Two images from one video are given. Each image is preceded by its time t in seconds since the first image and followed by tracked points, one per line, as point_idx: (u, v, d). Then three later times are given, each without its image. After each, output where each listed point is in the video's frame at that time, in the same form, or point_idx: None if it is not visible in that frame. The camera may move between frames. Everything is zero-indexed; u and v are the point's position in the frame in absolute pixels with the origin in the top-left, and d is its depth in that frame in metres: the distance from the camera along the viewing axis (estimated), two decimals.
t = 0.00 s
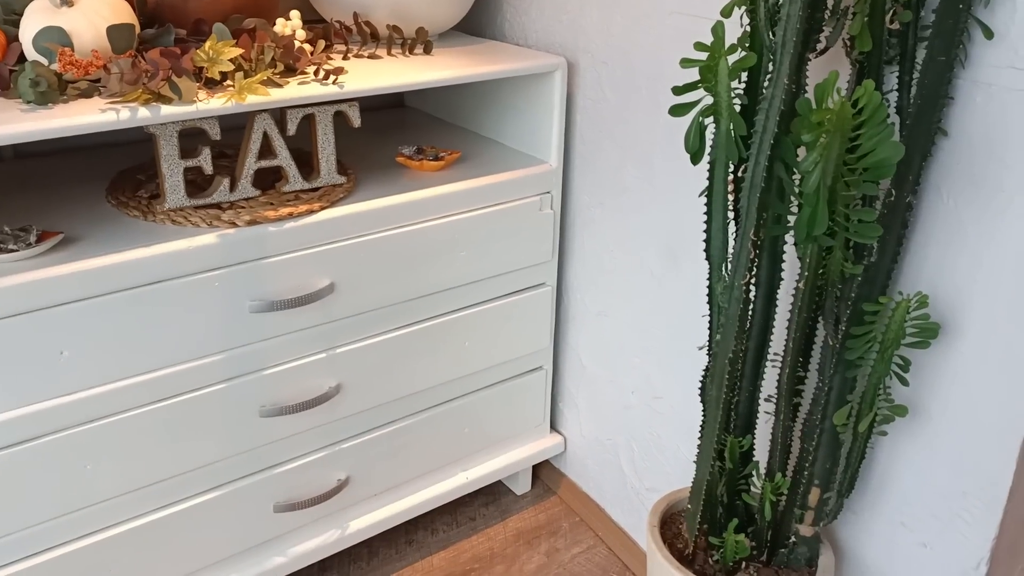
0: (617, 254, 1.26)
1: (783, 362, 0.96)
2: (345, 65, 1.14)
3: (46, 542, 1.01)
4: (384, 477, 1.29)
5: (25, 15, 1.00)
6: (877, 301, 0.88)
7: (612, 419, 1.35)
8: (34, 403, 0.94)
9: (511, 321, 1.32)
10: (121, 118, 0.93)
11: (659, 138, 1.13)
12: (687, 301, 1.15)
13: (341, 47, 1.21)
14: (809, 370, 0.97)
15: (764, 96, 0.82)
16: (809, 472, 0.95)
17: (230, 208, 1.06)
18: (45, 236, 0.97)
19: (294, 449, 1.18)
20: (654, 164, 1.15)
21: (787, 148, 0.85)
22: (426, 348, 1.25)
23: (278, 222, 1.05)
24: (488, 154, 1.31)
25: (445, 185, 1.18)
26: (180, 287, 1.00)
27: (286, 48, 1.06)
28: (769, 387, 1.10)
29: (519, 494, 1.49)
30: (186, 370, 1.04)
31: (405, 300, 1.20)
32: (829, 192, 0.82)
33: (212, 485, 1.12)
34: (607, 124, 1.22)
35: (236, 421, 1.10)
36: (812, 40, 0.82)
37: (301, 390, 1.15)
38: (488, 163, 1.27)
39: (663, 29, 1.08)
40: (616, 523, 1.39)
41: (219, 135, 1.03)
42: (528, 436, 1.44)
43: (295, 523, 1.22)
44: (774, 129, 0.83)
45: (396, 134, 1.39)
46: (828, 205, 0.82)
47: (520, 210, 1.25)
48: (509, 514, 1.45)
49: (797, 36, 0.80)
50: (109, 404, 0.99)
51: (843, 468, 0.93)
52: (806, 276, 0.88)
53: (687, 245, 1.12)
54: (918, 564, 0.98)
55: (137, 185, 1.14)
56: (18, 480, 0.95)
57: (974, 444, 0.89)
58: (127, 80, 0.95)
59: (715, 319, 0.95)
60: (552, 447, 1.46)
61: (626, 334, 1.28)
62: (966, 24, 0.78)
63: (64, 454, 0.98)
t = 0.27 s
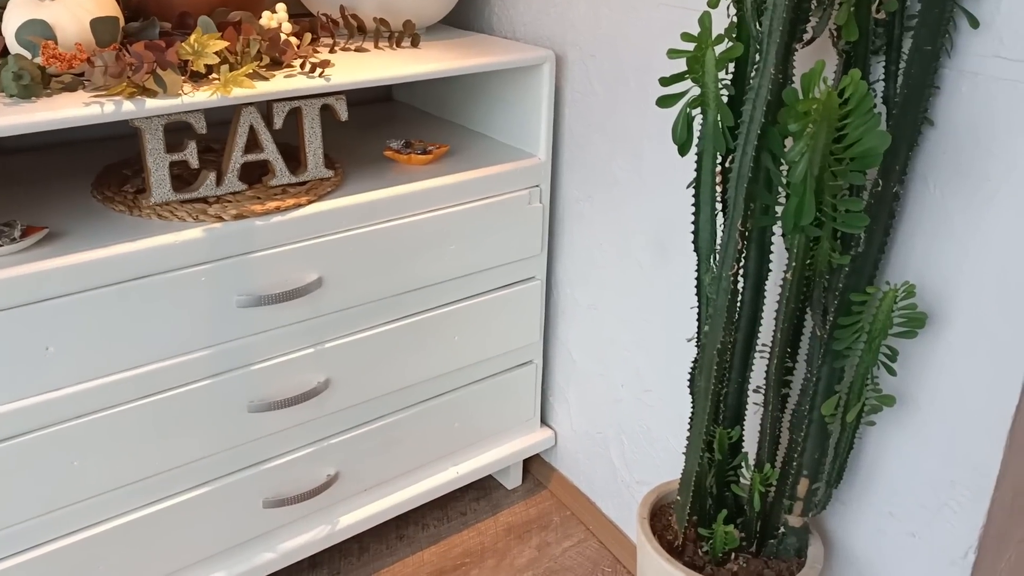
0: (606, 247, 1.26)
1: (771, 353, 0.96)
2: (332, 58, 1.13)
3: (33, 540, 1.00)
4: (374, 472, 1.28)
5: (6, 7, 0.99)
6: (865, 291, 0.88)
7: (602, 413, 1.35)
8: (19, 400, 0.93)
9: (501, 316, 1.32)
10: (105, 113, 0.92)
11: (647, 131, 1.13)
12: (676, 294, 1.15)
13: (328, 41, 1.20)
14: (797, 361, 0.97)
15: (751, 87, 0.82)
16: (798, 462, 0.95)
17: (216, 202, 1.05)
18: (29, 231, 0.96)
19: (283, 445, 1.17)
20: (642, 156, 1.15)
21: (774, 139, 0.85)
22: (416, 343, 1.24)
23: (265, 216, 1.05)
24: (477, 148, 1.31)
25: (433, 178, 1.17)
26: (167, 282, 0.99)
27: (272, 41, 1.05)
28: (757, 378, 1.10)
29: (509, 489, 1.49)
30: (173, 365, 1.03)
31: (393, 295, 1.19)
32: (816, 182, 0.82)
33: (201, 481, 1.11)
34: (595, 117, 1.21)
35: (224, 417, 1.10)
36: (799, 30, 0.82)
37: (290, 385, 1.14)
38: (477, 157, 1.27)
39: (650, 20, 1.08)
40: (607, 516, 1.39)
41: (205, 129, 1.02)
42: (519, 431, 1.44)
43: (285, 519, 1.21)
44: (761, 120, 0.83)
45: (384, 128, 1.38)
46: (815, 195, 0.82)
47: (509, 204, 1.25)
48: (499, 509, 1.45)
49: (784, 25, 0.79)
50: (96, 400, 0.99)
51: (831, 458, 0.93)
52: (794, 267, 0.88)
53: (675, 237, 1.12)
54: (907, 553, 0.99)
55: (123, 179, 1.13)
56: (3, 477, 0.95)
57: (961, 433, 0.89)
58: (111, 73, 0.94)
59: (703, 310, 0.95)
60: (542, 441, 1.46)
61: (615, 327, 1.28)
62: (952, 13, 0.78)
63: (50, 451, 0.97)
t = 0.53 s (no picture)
0: (595, 241, 1.26)
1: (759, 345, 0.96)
2: (319, 52, 1.13)
3: (20, 537, 0.99)
4: (363, 468, 1.28)
5: None
6: (852, 282, 0.88)
7: (593, 407, 1.35)
8: (3, 396, 0.93)
9: (490, 310, 1.32)
10: (89, 106, 0.91)
11: (635, 124, 1.13)
12: (665, 287, 1.15)
13: (315, 35, 1.20)
14: (785, 353, 0.97)
15: (737, 78, 0.82)
16: (786, 454, 0.95)
17: (203, 197, 1.05)
18: (14, 226, 0.95)
19: (273, 440, 1.17)
20: (631, 149, 1.15)
21: (761, 130, 0.85)
22: (405, 338, 1.24)
23: (252, 211, 1.04)
24: (465, 142, 1.30)
25: (421, 173, 1.17)
26: (153, 277, 0.99)
27: (258, 35, 1.04)
28: (746, 371, 1.10)
29: (500, 484, 1.49)
30: (160, 361, 1.03)
31: (382, 289, 1.19)
32: (803, 173, 0.82)
33: (189, 477, 1.11)
34: (583, 111, 1.21)
35: (212, 413, 1.09)
36: (785, 21, 0.82)
37: (278, 380, 1.14)
38: (465, 151, 1.26)
39: (637, 13, 1.08)
40: (597, 510, 1.39)
41: (191, 123, 1.02)
42: (509, 426, 1.44)
43: (274, 515, 1.21)
44: (748, 111, 0.83)
45: (372, 123, 1.38)
46: (802, 186, 0.82)
47: (498, 198, 1.25)
48: (490, 504, 1.45)
49: (770, 16, 0.79)
50: (82, 396, 0.98)
51: (819, 449, 0.93)
52: (781, 258, 0.88)
53: (664, 231, 1.12)
54: (896, 544, 0.99)
55: (109, 175, 1.12)
56: None
57: (949, 424, 0.90)
58: (96, 66, 0.94)
59: (692, 302, 0.95)
60: (533, 436, 1.46)
61: (604, 321, 1.28)
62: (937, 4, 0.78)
63: (36, 448, 0.96)
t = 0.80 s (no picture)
0: (582, 235, 1.26)
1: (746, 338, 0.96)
2: (303, 46, 1.12)
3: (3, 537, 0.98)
4: (351, 464, 1.28)
5: None
6: (838, 274, 0.88)
7: (581, 402, 1.35)
8: None
9: (478, 305, 1.32)
10: (70, 101, 0.90)
11: (621, 117, 1.12)
12: (652, 280, 1.15)
13: (299, 29, 1.19)
14: (772, 345, 0.97)
15: (722, 70, 0.82)
16: (773, 446, 0.95)
17: (187, 192, 1.04)
18: None
19: (259, 437, 1.16)
20: (617, 143, 1.15)
21: (746, 122, 0.85)
22: (392, 333, 1.23)
23: (237, 206, 1.03)
24: (452, 137, 1.30)
25: (408, 167, 1.17)
26: (137, 273, 0.98)
27: (241, 29, 1.04)
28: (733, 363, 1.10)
29: (489, 480, 1.49)
30: (145, 358, 1.02)
31: (369, 285, 1.18)
32: (788, 165, 0.82)
33: (176, 474, 1.10)
34: (570, 105, 1.21)
35: (198, 409, 1.09)
36: (770, 13, 0.82)
37: (265, 377, 1.13)
38: (452, 146, 1.26)
39: (622, 6, 1.07)
40: (586, 505, 1.39)
41: (175, 118, 1.00)
42: (497, 421, 1.44)
43: (262, 512, 1.20)
44: (733, 103, 0.83)
45: (358, 118, 1.37)
46: (787, 178, 0.82)
47: (485, 193, 1.25)
48: (479, 499, 1.45)
49: (755, 8, 0.79)
50: (65, 394, 0.97)
51: (806, 441, 0.93)
52: (767, 251, 0.89)
53: (651, 224, 1.12)
54: (882, 535, 0.99)
55: (92, 170, 1.11)
56: None
57: (935, 415, 0.90)
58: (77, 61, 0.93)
59: (678, 295, 0.95)
60: (521, 431, 1.46)
61: (592, 315, 1.28)
62: None
63: (18, 446, 0.95)
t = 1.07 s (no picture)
0: (568, 229, 1.25)
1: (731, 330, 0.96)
2: (287, 39, 1.11)
3: None
4: (338, 459, 1.27)
5: None
6: (822, 265, 0.88)
7: (568, 396, 1.35)
8: None
9: (465, 300, 1.31)
10: (49, 94, 0.89)
11: (607, 110, 1.12)
12: (637, 273, 1.15)
13: (283, 22, 1.18)
14: (757, 337, 0.97)
15: (706, 61, 0.82)
16: (758, 438, 0.95)
17: (170, 186, 1.03)
18: None
19: (244, 433, 1.16)
20: (602, 137, 1.14)
21: (730, 114, 0.85)
22: (378, 328, 1.23)
23: (220, 199, 1.03)
24: (437, 130, 1.29)
25: (393, 161, 1.16)
26: (119, 268, 0.97)
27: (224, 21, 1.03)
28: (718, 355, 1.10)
29: (476, 474, 1.49)
30: (128, 353, 1.01)
31: (354, 280, 1.18)
32: (772, 156, 0.82)
33: (160, 471, 1.09)
34: (555, 98, 1.21)
35: (182, 405, 1.08)
36: (753, 4, 0.81)
37: (249, 372, 1.13)
38: (437, 139, 1.25)
39: None
40: (573, 499, 1.39)
41: (156, 112, 0.99)
42: (484, 416, 1.44)
43: (247, 508, 1.20)
44: (717, 94, 0.83)
45: (343, 111, 1.36)
46: (771, 169, 0.82)
47: (471, 187, 1.24)
48: (466, 494, 1.44)
49: None
50: (47, 390, 0.96)
51: (791, 433, 0.93)
52: (751, 242, 0.89)
53: (636, 217, 1.12)
54: (867, 526, 0.99)
55: (73, 165, 1.10)
56: None
57: (919, 405, 0.90)
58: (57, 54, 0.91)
59: (663, 287, 0.95)
60: (509, 425, 1.45)
61: (578, 309, 1.28)
62: None
63: None
